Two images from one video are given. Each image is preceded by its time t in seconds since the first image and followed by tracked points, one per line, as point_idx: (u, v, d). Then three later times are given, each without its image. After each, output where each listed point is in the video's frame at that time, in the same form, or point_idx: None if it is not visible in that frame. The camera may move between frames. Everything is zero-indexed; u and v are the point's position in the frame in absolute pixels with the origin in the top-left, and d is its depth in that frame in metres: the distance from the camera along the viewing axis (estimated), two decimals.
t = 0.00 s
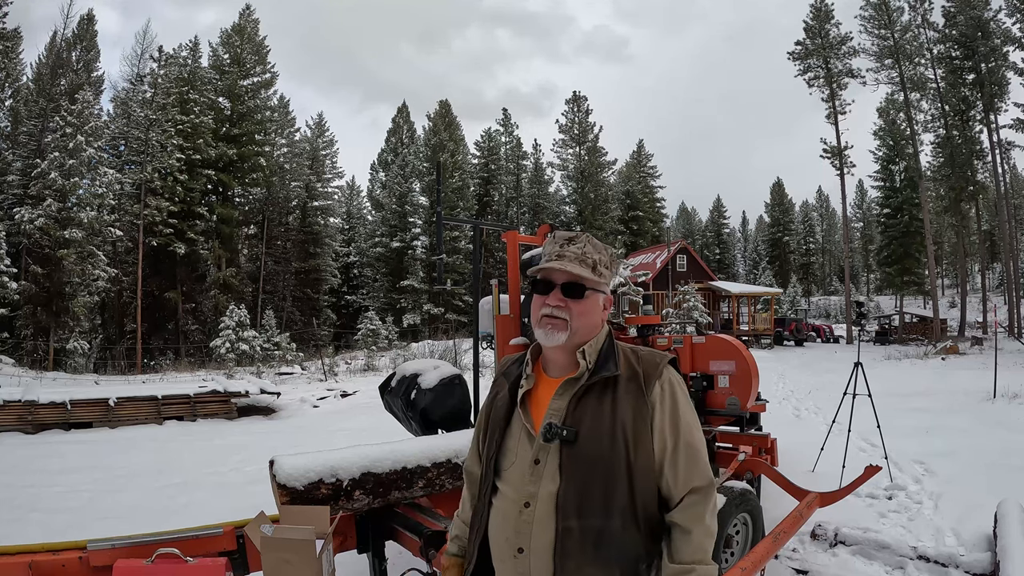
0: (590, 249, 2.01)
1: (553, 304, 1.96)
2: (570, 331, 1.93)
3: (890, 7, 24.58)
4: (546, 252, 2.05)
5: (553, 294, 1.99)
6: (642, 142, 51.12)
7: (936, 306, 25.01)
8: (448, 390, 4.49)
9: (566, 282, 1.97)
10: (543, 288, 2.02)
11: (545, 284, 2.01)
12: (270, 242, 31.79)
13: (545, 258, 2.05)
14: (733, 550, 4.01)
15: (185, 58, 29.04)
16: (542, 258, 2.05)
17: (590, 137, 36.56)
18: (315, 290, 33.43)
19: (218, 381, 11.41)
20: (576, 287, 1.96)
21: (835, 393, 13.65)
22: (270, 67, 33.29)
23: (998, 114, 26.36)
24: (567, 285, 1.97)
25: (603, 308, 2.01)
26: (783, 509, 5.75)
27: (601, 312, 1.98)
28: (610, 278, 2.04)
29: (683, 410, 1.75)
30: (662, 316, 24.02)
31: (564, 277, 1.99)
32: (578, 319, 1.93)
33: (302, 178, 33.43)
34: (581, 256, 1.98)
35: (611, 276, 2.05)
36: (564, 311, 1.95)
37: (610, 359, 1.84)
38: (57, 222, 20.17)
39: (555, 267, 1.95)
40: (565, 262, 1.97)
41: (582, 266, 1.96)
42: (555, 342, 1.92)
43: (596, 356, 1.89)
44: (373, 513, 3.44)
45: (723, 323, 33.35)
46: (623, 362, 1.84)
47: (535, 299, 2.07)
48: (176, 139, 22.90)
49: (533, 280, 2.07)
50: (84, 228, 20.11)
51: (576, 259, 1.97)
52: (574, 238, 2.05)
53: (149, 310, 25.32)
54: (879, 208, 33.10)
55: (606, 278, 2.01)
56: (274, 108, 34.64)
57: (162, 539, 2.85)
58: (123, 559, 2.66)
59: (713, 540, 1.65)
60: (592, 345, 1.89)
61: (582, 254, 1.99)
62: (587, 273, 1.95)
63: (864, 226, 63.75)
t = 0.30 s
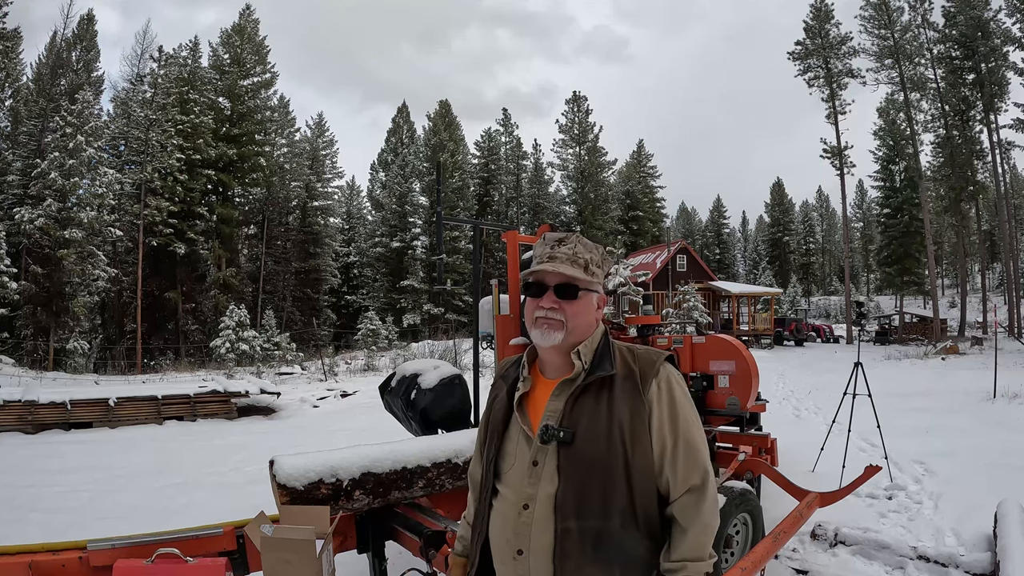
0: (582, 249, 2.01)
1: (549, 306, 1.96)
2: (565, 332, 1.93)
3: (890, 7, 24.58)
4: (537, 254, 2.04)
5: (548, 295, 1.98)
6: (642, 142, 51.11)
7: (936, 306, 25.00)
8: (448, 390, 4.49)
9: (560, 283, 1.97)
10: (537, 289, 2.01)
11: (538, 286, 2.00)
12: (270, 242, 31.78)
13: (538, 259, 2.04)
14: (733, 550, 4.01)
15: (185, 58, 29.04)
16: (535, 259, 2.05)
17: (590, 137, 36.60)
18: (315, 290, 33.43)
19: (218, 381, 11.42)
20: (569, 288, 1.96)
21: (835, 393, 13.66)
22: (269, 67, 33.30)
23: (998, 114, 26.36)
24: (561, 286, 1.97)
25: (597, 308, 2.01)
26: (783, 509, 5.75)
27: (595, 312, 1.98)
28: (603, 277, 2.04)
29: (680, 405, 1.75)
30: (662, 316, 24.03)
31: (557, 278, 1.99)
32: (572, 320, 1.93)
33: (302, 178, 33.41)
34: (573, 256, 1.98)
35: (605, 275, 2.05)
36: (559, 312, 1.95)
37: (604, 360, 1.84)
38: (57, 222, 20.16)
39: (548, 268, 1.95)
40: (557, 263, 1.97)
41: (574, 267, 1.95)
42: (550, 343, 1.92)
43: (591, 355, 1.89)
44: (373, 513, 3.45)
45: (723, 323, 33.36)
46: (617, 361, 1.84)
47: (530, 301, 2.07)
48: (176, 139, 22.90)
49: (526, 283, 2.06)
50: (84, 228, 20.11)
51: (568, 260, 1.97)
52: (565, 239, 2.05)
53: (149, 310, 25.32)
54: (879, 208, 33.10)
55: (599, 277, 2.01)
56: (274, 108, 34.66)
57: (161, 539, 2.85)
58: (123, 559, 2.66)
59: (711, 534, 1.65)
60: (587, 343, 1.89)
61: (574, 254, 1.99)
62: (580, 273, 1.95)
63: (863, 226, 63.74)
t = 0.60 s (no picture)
0: (598, 249, 2.01)
1: (560, 304, 1.96)
2: (578, 331, 1.93)
3: (890, 7, 24.57)
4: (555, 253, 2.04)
5: (561, 293, 1.99)
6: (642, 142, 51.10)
7: (936, 306, 24.99)
8: (448, 390, 4.49)
9: (575, 281, 1.97)
10: (551, 287, 2.02)
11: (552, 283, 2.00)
12: (270, 242, 31.75)
13: (553, 258, 2.05)
14: (733, 550, 4.01)
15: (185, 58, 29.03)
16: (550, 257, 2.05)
17: (590, 137, 36.63)
18: (315, 290, 33.44)
19: (218, 381, 11.42)
20: (584, 287, 1.96)
21: (835, 393, 13.66)
22: (270, 67, 33.29)
23: (998, 114, 26.35)
24: (577, 283, 1.97)
25: (610, 309, 2.02)
26: (784, 509, 5.75)
27: (608, 312, 1.98)
28: (618, 279, 2.04)
29: (688, 412, 1.76)
30: (662, 316, 24.03)
31: (572, 276, 1.99)
32: (587, 318, 1.94)
33: (302, 178, 33.41)
34: (589, 256, 1.98)
35: (619, 277, 2.05)
36: (572, 310, 1.95)
37: (615, 359, 1.85)
38: (57, 222, 20.16)
39: (564, 266, 1.95)
40: (572, 261, 1.97)
41: (590, 265, 1.96)
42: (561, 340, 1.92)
43: (602, 355, 1.90)
44: (372, 514, 3.45)
45: (723, 323, 33.35)
46: (629, 363, 1.85)
47: (542, 299, 2.07)
48: (176, 139, 22.90)
49: (540, 278, 2.06)
50: (84, 228, 20.11)
51: (584, 259, 1.97)
52: (581, 239, 2.05)
53: (149, 310, 25.33)
54: (879, 208, 33.10)
55: (614, 279, 2.01)
56: (274, 108, 34.67)
57: (161, 539, 2.85)
58: (123, 559, 2.66)
59: (710, 539, 1.66)
60: (599, 344, 1.90)
61: (591, 253, 2.00)
62: (595, 272, 1.95)
63: (864, 226, 63.75)
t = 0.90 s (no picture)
0: (618, 254, 2.01)
1: (581, 306, 1.97)
2: (594, 334, 1.94)
3: (890, 7, 24.58)
4: (573, 252, 2.04)
5: (580, 296, 2.00)
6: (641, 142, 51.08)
7: (936, 306, 24.98)
8: (448, 390, 4.49)
9: (594, 285, 1.99)
10: (567, 289, 2.02)
11: (570, 283, 2.01)
12: (270, 242, 31.71)
13: (572, 258, 2.04)
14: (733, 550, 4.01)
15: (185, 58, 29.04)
16: (568, 258, 2.05)
17: (590, 137, 36.69)
18: (315, 290, 33.46)
19: (218, 381, 11.42)
20: (602, 291, 1.98)
21: (835, 393, 13.66)
22: (270, 66, 33.29)
23: (998, 114, 26.34)
24: (595, 288, 1.98)
25: (622, 313, 2.03)
26: (783, 509, 5.75)
27: (620, 317, 2.00)
28: (630, 286, 2.07)
29: (691, 418, 1.78)
30: (662, 316, 24.03)
31: (592, 280, 2.00)
32: (602, 320, 1.96)
33: (302, 178, 33.40)
34: (610, 260, 1.99)
35: (633, 283, 2.08)
36: (590, 313, 1.96)
37: (624, 359, 1.86)
38: (57, 222, 20.16)
39: (586, 268, 1.95)
40: (593, 265, 1.97)
41: (610, 270, 1.97)
42: (577, 342, 1.93)
43: (611, 356, 1.91)
44: (372, 513, 3.45)
45: (723, 323, 33.34)
46: (636, 365, 1.87)
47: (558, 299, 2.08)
48: (176, 139, 22.90)
49: (558, 278, 2.06)
50: (84, 228, 20.11)
51: (606, 264, 1.97)
52: (602, 242, 2.06)
53: (149, 310, 25.33)
54: (879, 207, 33.09)
55: (629, 285, 2.04)
56: (274, 108, 34.69)
57: (161, 539, 2.85)
58: (123, 558, 2.66)
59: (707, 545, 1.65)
60: (610, 345, 1.91)
61: (611, 258, 2.00)
62: (615, 277, 1.97)
63: (863, 226, 63.76)
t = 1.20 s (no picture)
0: (599, 247, 2.00)
1: (563, 303, 1.94)
2: (579, 333, 1.92)
3: (890, 7, 24.57)
4: (554, 249, 2.02)
5: (563, 292, 1.97)
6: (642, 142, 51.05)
7: (936, 306, 24.98)
8: (448, 390, 4.49)
9: (576, 280, 1.95)
10: (550, 286, 1.99)
11: (552, 280, 1.98)
12: (270, 242, 31.69)
13: (552, 255, 2.02)
14: (733, 550, 4.01)
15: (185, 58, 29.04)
16: (549, 254, 2.02)
17: (590, 137, 36.71)
18: (315, 290, 33.47)
19: (218, 381, 11.42)
20: (584, 285, 1.95)
21: (835, 393, 13.66)
22: (270, 66, 33.29)
23: (998, 114, 26.34)
24: (578, 283, 1.95)
25: (608, 308, 2.00)
26: (784, 509, 5.75)
27: (607, 312, 1.97)
28: (615, 278, 2.04)
29: (685, 417, 1.75)
30: (662, 316, 24.04)
31: (575, 274, 1.97)
32: (587, 317, 1.93)
33: (302, 178, 33.42)
34: (591, 254, 1.97)
35: (617, 276, 2.05)
36: (574, 309, 1.94)
37: (614, 360, 1.84)
38: (57, 222, 20.15)
39: (567, 264, 1.93)
40: (574, 259, 1.95)
41: (591, 264, 1.94)
42: (561, 342, 1.91)
43: (600, 357, 1.89)
44: (372, 514, 3.45)
45: (723, 323, 33.34)
46: (627, 365, 1.84)
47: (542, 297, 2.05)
48: (176, 139, 22.91)
49: (540, 275, 2.04)
50: (84, 228, 20.11)
51: (586, 257, 1.96)
52: (583, 236, 2.04)
53: (149, 310, 25.33)
54: (879, 208, 33.11)
55: (612, 277, 2.01)
56: (274, 108, 34.71)
57: (161, 539, 2.85)
58: (123, 559, 2.66)
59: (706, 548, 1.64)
60: (597, 346, 1.89)
61: (592, 252, 1.98)
62: (597, 270, 1.94)
63: (863, 226, 63.76)
